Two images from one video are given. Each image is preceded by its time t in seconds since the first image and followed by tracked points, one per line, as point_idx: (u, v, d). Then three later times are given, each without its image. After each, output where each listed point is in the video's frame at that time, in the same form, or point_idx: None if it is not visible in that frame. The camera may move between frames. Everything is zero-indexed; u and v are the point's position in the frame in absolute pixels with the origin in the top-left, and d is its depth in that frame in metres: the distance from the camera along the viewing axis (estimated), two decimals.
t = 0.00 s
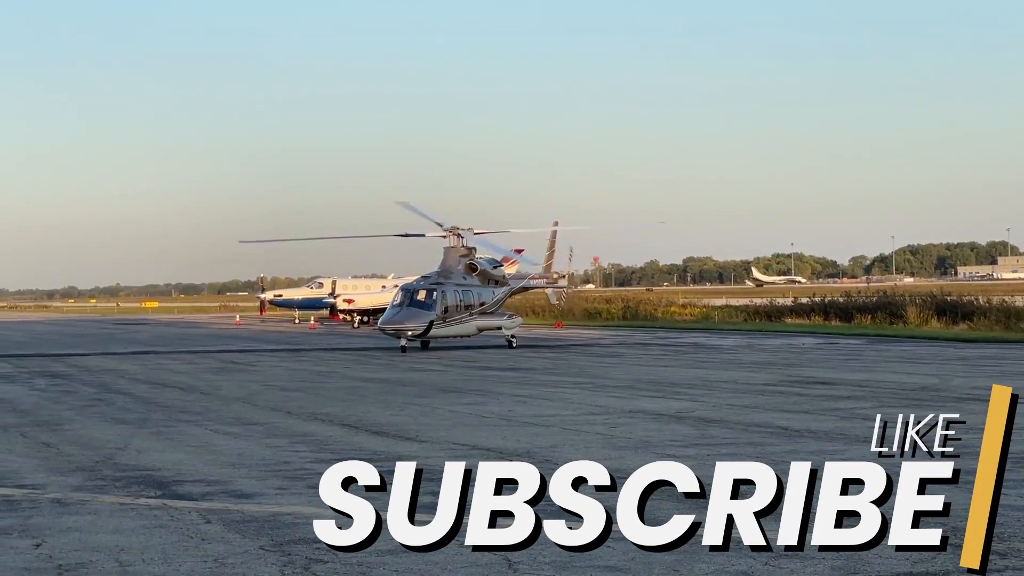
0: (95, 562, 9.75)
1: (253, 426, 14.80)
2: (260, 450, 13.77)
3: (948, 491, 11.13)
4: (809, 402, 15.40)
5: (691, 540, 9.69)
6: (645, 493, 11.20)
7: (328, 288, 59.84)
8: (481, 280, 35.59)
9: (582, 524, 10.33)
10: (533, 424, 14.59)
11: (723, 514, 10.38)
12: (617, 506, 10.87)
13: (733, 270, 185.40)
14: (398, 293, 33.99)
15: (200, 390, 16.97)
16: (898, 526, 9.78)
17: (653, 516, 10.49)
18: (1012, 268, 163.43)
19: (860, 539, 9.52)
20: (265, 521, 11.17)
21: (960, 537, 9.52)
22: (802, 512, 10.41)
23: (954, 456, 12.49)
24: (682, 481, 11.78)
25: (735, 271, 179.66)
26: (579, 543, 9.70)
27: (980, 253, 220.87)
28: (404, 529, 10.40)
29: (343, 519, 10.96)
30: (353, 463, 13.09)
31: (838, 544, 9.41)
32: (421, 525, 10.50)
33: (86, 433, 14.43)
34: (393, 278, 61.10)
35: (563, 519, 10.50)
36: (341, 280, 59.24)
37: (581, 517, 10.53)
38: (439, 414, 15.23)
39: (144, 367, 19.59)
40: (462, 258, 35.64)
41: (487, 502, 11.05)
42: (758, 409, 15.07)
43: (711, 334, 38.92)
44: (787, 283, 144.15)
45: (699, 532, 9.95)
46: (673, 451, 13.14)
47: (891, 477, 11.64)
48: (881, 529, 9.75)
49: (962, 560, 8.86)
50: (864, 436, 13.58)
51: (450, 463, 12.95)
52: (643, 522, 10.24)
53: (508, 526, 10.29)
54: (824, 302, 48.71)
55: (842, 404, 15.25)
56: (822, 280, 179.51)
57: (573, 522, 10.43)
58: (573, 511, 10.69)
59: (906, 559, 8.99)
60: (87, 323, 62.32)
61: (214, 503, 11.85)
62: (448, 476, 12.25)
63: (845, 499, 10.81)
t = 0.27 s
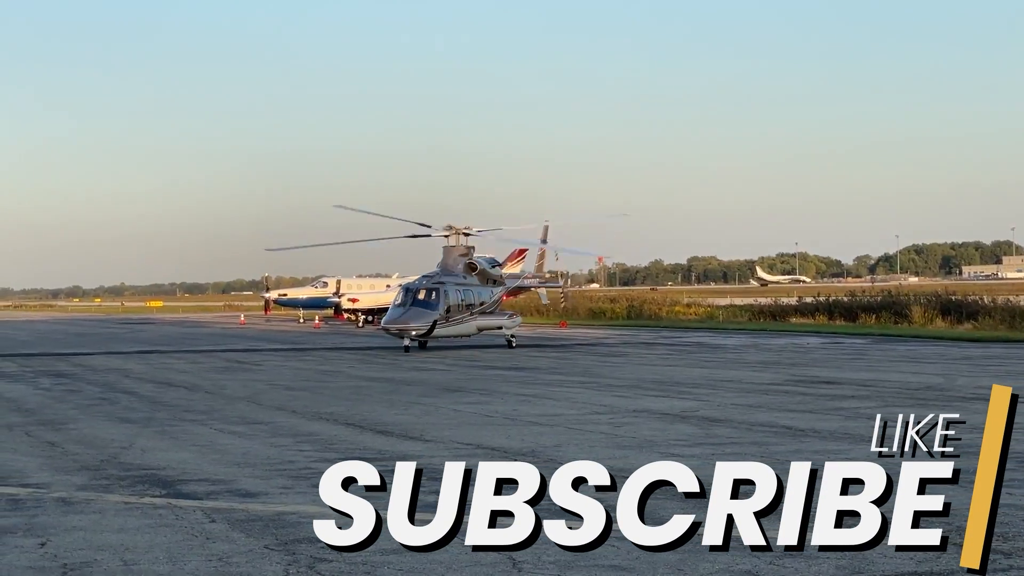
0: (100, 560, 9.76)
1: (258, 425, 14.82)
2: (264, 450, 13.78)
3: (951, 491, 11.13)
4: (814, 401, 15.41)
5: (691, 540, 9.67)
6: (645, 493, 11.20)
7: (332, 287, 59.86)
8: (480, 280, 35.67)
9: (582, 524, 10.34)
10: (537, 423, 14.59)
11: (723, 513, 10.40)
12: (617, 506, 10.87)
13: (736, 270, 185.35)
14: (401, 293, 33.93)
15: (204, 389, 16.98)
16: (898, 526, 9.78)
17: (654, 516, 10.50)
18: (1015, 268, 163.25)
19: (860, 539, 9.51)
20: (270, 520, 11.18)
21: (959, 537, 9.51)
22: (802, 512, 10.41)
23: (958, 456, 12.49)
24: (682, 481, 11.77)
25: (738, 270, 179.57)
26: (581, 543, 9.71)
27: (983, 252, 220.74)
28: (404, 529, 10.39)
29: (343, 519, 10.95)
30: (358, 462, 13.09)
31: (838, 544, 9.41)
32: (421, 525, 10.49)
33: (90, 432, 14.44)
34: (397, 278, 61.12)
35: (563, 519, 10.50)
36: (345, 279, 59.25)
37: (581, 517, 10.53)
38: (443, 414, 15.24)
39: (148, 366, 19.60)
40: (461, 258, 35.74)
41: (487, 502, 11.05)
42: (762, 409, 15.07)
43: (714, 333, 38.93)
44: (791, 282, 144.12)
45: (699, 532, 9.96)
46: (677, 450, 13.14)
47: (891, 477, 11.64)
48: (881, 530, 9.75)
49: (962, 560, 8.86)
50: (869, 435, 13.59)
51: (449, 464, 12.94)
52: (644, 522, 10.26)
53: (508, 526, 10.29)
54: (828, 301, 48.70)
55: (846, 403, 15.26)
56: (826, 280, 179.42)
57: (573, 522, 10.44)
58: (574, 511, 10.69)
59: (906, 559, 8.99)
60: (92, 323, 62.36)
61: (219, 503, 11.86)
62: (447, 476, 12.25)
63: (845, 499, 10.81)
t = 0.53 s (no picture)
0: (105, 559, 9.77)
1: (263, 424, 14.83)
2: (269, 449, 13.79)
3: (954, 490, 11.13)
4: (819, 400, 15.40)
5: (691, 540, 9.67)
6: (645, 493, 11.18)
7: (337, 287, 59.89)
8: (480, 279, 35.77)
9: (581, 523, 10.34)
10: (542, 422, 14.59)
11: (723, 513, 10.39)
12: (617, 506, 10.85)
13: (741, 269, 185.27)
14: (404, 293, 33.88)
15: (209, 388, 17.00)
16: (898, 526, 9.78)
17: (654, 515, 10.50)
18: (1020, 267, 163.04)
19: (859, 539, 9.50)
20: (274, 519, 11.19)
21: (962, 536, 9.53)
22: (802, 512, 10.40)
23: (962, 455, 12.47)
24: (682, 481, 11.75)
25: (743, 269, 179.49)
26: (583, 542, 9.71)
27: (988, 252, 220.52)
28: (403, 529, 10.38)
29: (343, 519, 10.94)
30: (363, 461, 13.09)
31: (837, 544, 9.40)
32: (421, 525, 10.48)
33: (95, 431, 14.46)
34: (402, 277, 61.15)
35: (563, 519, 10.50)
36: (349, 278, 59.28)
37: (581, 518, 10.53)
38: (448, 412, 15.25)
39: (153, 365, 19.62)
40: (461, 257, 35.92)
41: (488, 502, 11.05)
42: (767, 408, 15.07)
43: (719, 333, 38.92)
44: (796, 280, 144.10)
45: (699, 532, 9.95)
46: (682, 450, 13.14)
47: (890, 476, 11.64)
48: (881, 530, 9.74)
49: (962, 559, 8.85)
50: (874, 434, 13.57)
51: (449, 464, 12.92)
52: (644, 522, 10.26)
53: (507, 526, 10.28)
54: (833, 300, 48.69)
55: (850, 402, 15.25)
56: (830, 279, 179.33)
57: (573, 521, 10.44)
58: (574, 511, 10.69)
59: (908, 558, 8.98)
60: (97, 322, 62.46)
61: (224, 501, 11.87)
62: (447, 476, 12.24)
63: (845, 499, 10.81)
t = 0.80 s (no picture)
0: (110, 558, 9.78)
1: (267, 423, 14.84)
2: (274, 447, 13.81)
3: (957, 490, 11.12)
4: (823, 399, 15.40)
5: (692, 540, 9.66)
6: (645, 493, 11.18)
7: (341, 285, 59.93)
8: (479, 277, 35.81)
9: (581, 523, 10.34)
10: (546, 421, 14.60)
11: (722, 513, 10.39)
12: (617, 506, 10.85)
13: (745, 268, 185.31)
14: (407, 292, 33.78)
15: (213, 387, 17.02)
16: (897, 526, 9.78)
17: (655, 515, 10.49)
18: None
19: (860, 539, 9.49)
20: (279, 517, 11.20)
21: (964, 535, 9.56)
22: (801, 512, 10.39)
23: (966, 455, 12.47)
24: (681, 481, 11.75)
25: (747, 268, 179.49)
26: (585, 541, 9.71)
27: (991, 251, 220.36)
28: (403, 529, 10.37)
29: (344, 518, 10.95)
30: (367, 460, 13.11)
31: (838, 543, 9.39)
32: (421, 525, 10.48)
33: (100, 430, 14.47)
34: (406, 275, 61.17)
35: (563, 519, 10.50)
36: (354, 277, 59.32)
37: (581, 518, 10.53)
38: (452, 411, 15.26)
39: (158, 364, 19.65)
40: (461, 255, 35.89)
41: (488, 502, 11.04)
42: (771, 407, 15.07)
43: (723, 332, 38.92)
44: (800, 280, 144.18)
45: (699, 532, 9.94)
46: (686, 448, 13.15)
47: (890, 476, 11.63)
48: (881, 529, 9.75)
49: (964, 558, 8.88)
50: (878, 433, 13.57)
51: (449, 464, 12.92)
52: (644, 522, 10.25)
53: (508, 526, 10.27)
54: (837, 299, 48.68)
55: (855, 401, 15.25)
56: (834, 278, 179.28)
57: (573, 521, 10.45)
58: (574, 511, 10.68)
59: (912, 557, 8.98)
60: (103, 321, 62.55)
61: (229, 500, 11.88)
62: (446, 476, 12.24)
63: (846, 499, 10.80)
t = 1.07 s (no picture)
0: (114, 556, 9.78)
1: (271, 421, 14.85)
2: (277, 445, 13.82)
3: (961, 489, 11.12)
4: (827, 398, 15.40)
5: (692, 539, 9.67)
6: (645, 492, 11.18)
7: (345, 284, 59.95)
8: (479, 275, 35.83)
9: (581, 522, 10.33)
10: (550, 420, 14.60)
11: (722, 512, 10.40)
12: (616, 505, 10.85)
13: (748, 267, 185.32)
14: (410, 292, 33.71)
15: (217, 385, 17.03)
16: (898, 525, 9.78)
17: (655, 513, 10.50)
18: None
19: (861, 537, 9.50)
20: (283, 515, 11.20)
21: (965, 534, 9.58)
22: (801, 511, 10.39)
23: (970, 455, 12.46)
24: (681, 480, 11.75)
25: (750, 267, 179.50)
26: (587, 540, 9.71)
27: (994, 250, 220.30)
28: (404, 528, 10.37)
29: (344, 517, 10.95)
30: (372, 458, 13.11)
31: (840, 542, 9.40)
32: (422, 523, 10.48)
33: (104, 428, 14.48)
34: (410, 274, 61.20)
35: (563, 517, 10.50)
36: (357, 275, 59.33)
37: (580, 516, 10.53)
38: (456, 410, 15.26)
39: (162, 362, 19.66)
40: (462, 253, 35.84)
41: (489, 501, 11.04)
42: (775, 406, 15.07)
43: (725, 330, 38.94)
44: (803, 278, 144.18)
45: (699, 531, 9.94)
46: (690, 447, 13.16)
47: (890, 475, 11.63)
48: (882, 528, 9.76)
49: (965, 555, 8.93)
50: (882, 432, 13.57)
51: (450, 463, 12.91)
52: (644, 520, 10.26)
53: (509, 524, 10.26)
54: (841, 298, 48.68)
55: (859, 400, 15.25)
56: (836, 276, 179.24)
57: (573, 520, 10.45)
58: (574, 510, 10.69)
59: (916, 556, 8.98)
60: (108, 319, 62.58)
61: (233, 498, 11.89)
62: (446, 474, 12.23)
63: (846, 498, 10.80)
